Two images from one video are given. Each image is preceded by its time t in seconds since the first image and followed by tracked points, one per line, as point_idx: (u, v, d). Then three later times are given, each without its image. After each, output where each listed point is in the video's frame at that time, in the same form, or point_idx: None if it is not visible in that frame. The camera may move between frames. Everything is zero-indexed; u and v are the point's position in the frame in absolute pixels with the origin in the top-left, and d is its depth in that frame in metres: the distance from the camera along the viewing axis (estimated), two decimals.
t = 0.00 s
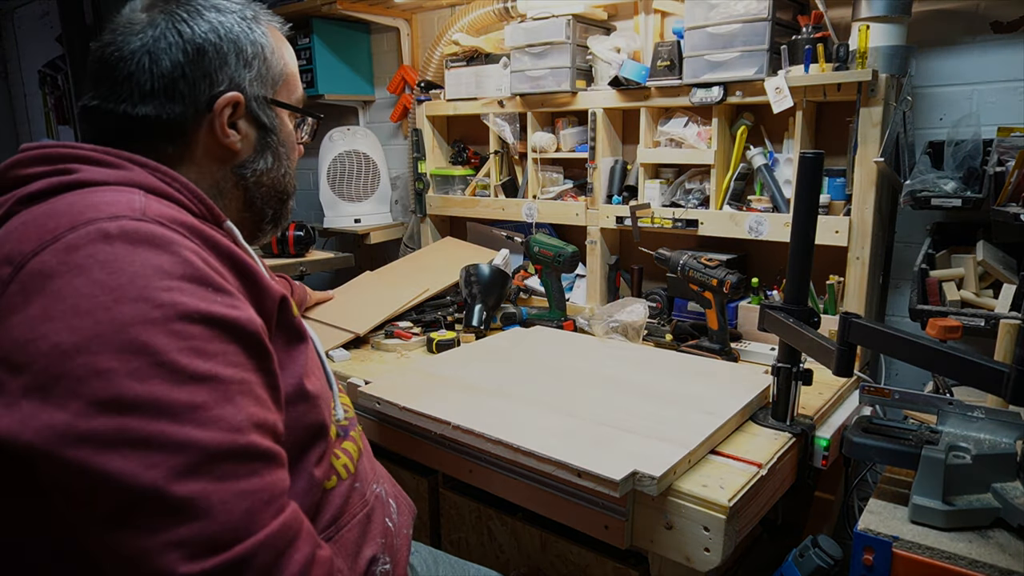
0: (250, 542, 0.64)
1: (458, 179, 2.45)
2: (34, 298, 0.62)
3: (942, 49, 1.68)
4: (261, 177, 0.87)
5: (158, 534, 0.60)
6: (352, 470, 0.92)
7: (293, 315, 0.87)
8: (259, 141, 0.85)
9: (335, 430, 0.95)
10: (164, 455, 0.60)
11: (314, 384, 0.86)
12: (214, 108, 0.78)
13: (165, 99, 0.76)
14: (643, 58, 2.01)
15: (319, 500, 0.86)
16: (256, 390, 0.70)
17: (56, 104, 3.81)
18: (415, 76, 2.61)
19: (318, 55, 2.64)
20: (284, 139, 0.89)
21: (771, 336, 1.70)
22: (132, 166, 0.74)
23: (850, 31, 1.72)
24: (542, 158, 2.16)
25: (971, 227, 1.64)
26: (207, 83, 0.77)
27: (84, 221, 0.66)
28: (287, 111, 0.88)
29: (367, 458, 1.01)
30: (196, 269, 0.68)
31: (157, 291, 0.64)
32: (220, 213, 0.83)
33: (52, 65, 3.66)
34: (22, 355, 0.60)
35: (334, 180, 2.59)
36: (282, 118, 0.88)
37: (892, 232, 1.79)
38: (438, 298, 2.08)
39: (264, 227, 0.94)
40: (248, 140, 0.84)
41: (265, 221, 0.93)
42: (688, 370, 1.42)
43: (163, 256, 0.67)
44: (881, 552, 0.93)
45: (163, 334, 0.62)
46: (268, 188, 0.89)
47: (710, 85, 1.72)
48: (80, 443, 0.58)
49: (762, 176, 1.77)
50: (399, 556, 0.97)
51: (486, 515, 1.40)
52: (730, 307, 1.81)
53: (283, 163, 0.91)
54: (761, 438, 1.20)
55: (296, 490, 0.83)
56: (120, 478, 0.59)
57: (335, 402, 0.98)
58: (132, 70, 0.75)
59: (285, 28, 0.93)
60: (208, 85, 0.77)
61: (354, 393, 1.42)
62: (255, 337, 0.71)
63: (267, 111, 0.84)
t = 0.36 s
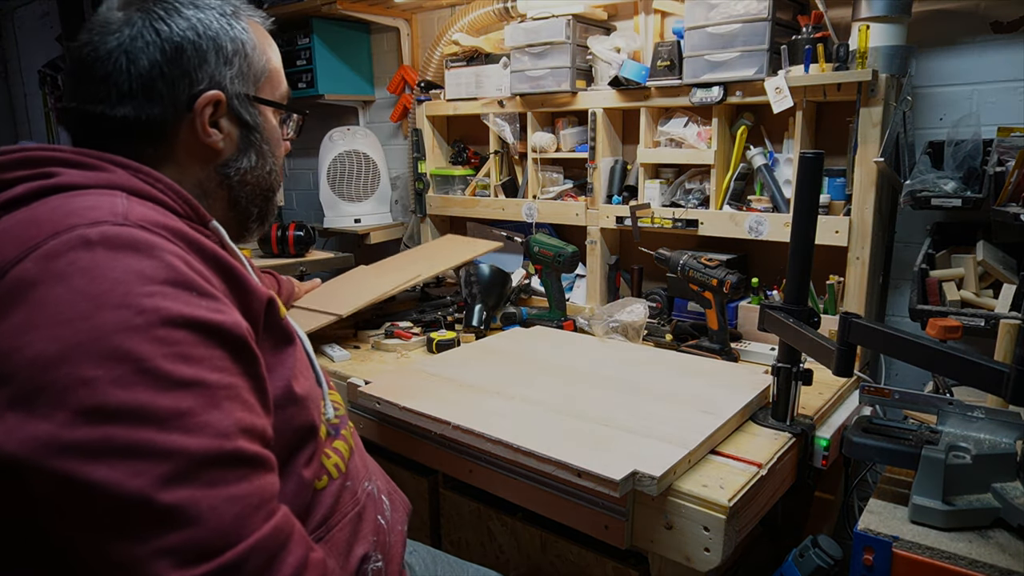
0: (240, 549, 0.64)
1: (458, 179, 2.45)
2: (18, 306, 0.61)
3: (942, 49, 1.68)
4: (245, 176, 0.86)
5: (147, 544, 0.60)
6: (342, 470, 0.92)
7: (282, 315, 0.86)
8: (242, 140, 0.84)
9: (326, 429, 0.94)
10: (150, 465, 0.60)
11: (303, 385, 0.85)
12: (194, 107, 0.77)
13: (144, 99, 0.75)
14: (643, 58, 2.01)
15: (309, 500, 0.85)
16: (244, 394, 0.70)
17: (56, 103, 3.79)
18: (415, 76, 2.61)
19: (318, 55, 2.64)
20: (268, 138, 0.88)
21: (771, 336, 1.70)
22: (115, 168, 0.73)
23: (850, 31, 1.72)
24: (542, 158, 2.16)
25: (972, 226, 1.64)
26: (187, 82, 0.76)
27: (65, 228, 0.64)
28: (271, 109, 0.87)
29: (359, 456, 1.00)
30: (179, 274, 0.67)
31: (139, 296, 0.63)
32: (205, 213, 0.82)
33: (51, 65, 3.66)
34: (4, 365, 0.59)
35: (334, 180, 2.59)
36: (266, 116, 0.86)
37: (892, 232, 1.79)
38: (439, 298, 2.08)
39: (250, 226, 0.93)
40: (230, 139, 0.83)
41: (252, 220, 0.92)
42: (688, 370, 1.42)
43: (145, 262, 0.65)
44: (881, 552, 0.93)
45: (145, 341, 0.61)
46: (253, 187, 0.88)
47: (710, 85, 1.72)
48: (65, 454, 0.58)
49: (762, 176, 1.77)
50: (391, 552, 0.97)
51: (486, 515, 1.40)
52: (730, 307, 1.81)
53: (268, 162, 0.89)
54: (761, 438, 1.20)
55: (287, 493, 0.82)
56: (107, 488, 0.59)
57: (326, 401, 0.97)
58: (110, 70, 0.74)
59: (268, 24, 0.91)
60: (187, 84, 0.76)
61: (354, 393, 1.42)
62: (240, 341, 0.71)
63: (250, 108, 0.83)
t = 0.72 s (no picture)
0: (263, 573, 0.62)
1: (458, 179, 2.45)
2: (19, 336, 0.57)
3: (943, 50, 1.68)
4: (225, 172, 0.80)
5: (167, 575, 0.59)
6: (340, 478, 0.91)
7: (276, 327, 0.83)
8: (219, 133, 0.78)
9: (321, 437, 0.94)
10: (167, 496, 0.58)
11: (302, 397, 0.83)
12: (168, 102, 0.71)
13: (112, 98, 0.68)
14: (643, 58, 2.01)
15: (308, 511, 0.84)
16: (253, 413, 0.67)
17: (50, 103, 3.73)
18: (415, 76, 2.61)
19: (318, 55, 2.65)
20: (245, 131, 0.82)
21: (771, 336, 1.70)
22: (91, 174, 0.68)
23: (849, 31, 1.72)
24: (542, 158, 2.16)
25: (972, 226, 1.63)
26: (157, 76, 0.70)
27: (51, 249, 0.60)
28: (247, 98, 0.81)
29: (355, 462, 1.00)
30: (178, 292, 0.64)
31: (138, 320, 0.59)
32: (188, 216, 0.77)
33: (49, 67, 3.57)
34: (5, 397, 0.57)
35: (334, 181, 2.59)
36: (243, 106, 0.80)
37: (892, 232, 1.79)
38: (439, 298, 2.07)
39: (232, 224, 0.87)
40: (206, 134, 0.77)
41: (233, 219, 0.87)
42: (688, 369, 1.42)
43: (142, 282, 0.62)
44: (881, 552, 0.93)
45: (151, 368, 0.58)
46: (233, 183, 0.82)
47: (710, 85, 1.72)
48: (78, 490, 0.56)
49: (762, 175, 1.77)
50: (389, 554, 0.98)
51: (486, 515, 1.40)
52: (730, 307, 1.81)
53: (246, 154, 0.83)
54: (761, 438, 1.20)
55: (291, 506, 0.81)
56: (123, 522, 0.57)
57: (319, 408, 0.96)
58: (69, 67, 0.67)
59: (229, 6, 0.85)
60: (157, 79, 0.70)
61: (354, 393, 1.42)
62: (243, 358, 0.68)
63: (224, 99, 0.77)
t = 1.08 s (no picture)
0: None
1: (458, 179, 2.45)
2: None
3: (942, 50, 1.68)
4: (197, 170, 0.74)
5: None
6: (330, 491, 0.87)
7: (260, 344, 0.78)
8: (181, 130, 0.72)
9: (310, 447, 0.88)
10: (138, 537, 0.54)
11: (287, 415, 0.81)
12: (114, 104, 0.65)
13: (55, 104, 0.64)
14: (643, 58, 2.02)
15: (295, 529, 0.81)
16: (229, 439, 0.63)
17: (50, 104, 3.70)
18: (415, 76, 2.61)
19: (318, 55, 2.65)
20: (216, 120, 0.74)
21: (771, 336, 1.70)
22: (65, 184, 0.66)
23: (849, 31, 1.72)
24: (542, 158, 2.16)
25: (972, 226, 1.64)
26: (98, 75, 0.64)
27: (14, 273, 0.57)
28: (216, 86, 0.73)
29: (348, 469, 0.96)
30: (149, 318, 0.60)
31: (105, 350, 0.55)
32: (172, 225, 0.74)
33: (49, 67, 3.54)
34: None
35: (334, 181, 2.60)
36: (211, 94, 0.73)
37: (892, 232, 1.79)
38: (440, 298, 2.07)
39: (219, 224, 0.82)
40: (164, 130, 0.70)
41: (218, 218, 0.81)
42: (689, 369, 1.42)
43: (109, 309, 0.58)
44: (881, 552, 0.93)
45: (112, 403, 0.54)
46: (210, 180, 0.76)
47: (710, 85, 1.72)
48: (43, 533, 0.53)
49: (762, 176, 1.77)
50: (384, 564, 0.96)
51: (486, 515, 1.40)
52: (730, 308, 1.81)
53: (223, 147, 0.76)
54: (761, 438, 1.20)
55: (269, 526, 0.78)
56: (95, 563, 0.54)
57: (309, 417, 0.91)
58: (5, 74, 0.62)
59: None
60: (99, 78, 0.64)
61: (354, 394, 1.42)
62: (217, 386, 0.64)
63: (184, 91, 0.70)
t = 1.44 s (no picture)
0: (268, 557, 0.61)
1: (458, 179, 2.45)
2: None
3: (942, 50, 1.68)
4: (139, 180, 0.69)
5: None
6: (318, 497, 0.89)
7: (233, 349, 0.76)
8: (115, 139, 0.66)
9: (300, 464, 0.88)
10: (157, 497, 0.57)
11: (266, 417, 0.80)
12: (32, 109, 0.62)
13: None
14: (643, 58, 2.02)
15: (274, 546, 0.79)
16: (220, 390, 0.66)
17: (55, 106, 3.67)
18: (415, 76, 2.61)
19: (318, 55, 2.65)
20: (154, 130, 0.67)
21: (771, 336, 1.70)
22: (24, 192, 0.65)
23: (850, 31, 1.72)
24: (542, 158, 2.16)
25: (972, 226, 1.64)
26: (13, 77, 0.61)
27: None
28: (158, 93, 0.66)
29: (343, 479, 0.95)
30: (110, 306, 0.61)
31: (66, 343, 0.57)
32: (133, 232, 0.70)
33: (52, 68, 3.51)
34: None
35: (333, 180, 2.60)
36: (150, 104, 0.66)
37: (892, 232, 1.79)
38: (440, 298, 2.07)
39: (186, 237, 0.77)
40: (92, 141, 0.66)
41: (179, 231, 0.76)
42: (687, 369, 1.42)
43: (70, 302, 0.59)
44: (881, 552, 0.94)
45: (102, 380, 0.57)
46: (158, 191, 0.70)
47: (709, 85, 1.72)
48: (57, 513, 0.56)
49: (762, 175, 1.77)
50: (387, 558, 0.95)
51: (486, 515, 1.40)
52: (730, 307, 1.81)
53: (173, 158, 0.70)
54: (761, 438, 1.20)
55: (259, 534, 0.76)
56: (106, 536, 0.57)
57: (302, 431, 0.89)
58: None
59: None
60: (14, 81, 0.62)
61: (355, 394, 1.42)
62: (183, 346, 0.65)
63: (111, 97, 0.64)
